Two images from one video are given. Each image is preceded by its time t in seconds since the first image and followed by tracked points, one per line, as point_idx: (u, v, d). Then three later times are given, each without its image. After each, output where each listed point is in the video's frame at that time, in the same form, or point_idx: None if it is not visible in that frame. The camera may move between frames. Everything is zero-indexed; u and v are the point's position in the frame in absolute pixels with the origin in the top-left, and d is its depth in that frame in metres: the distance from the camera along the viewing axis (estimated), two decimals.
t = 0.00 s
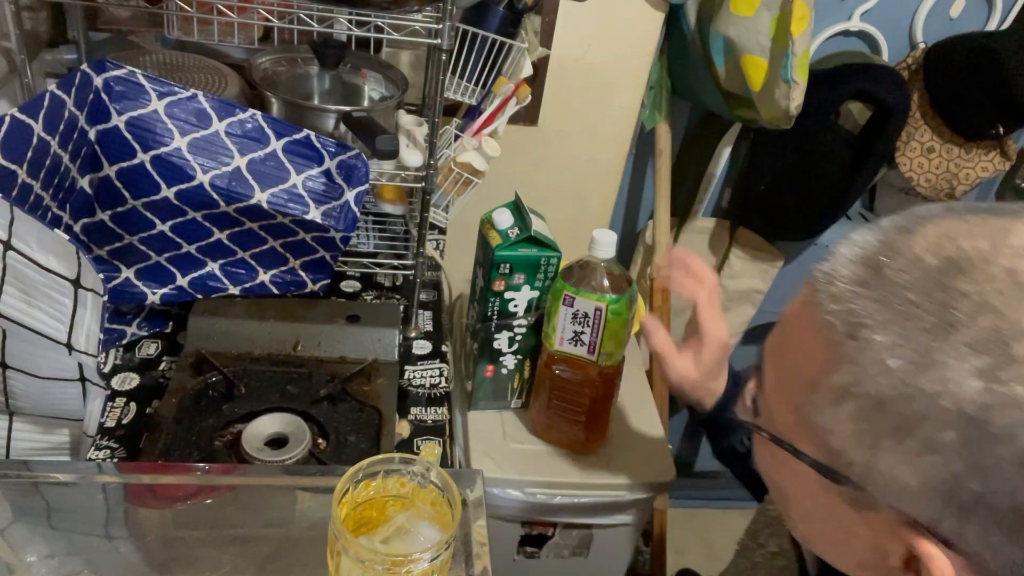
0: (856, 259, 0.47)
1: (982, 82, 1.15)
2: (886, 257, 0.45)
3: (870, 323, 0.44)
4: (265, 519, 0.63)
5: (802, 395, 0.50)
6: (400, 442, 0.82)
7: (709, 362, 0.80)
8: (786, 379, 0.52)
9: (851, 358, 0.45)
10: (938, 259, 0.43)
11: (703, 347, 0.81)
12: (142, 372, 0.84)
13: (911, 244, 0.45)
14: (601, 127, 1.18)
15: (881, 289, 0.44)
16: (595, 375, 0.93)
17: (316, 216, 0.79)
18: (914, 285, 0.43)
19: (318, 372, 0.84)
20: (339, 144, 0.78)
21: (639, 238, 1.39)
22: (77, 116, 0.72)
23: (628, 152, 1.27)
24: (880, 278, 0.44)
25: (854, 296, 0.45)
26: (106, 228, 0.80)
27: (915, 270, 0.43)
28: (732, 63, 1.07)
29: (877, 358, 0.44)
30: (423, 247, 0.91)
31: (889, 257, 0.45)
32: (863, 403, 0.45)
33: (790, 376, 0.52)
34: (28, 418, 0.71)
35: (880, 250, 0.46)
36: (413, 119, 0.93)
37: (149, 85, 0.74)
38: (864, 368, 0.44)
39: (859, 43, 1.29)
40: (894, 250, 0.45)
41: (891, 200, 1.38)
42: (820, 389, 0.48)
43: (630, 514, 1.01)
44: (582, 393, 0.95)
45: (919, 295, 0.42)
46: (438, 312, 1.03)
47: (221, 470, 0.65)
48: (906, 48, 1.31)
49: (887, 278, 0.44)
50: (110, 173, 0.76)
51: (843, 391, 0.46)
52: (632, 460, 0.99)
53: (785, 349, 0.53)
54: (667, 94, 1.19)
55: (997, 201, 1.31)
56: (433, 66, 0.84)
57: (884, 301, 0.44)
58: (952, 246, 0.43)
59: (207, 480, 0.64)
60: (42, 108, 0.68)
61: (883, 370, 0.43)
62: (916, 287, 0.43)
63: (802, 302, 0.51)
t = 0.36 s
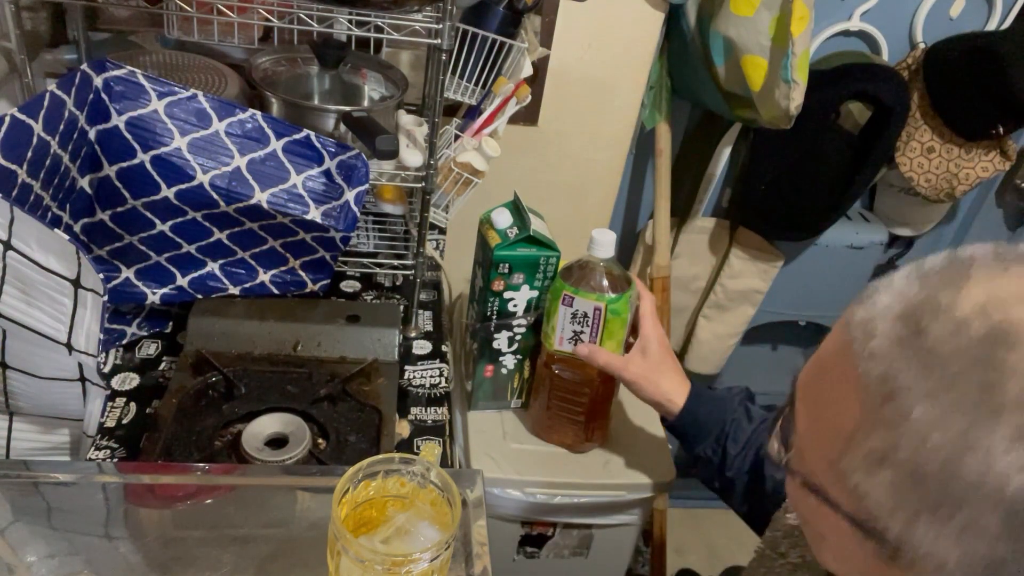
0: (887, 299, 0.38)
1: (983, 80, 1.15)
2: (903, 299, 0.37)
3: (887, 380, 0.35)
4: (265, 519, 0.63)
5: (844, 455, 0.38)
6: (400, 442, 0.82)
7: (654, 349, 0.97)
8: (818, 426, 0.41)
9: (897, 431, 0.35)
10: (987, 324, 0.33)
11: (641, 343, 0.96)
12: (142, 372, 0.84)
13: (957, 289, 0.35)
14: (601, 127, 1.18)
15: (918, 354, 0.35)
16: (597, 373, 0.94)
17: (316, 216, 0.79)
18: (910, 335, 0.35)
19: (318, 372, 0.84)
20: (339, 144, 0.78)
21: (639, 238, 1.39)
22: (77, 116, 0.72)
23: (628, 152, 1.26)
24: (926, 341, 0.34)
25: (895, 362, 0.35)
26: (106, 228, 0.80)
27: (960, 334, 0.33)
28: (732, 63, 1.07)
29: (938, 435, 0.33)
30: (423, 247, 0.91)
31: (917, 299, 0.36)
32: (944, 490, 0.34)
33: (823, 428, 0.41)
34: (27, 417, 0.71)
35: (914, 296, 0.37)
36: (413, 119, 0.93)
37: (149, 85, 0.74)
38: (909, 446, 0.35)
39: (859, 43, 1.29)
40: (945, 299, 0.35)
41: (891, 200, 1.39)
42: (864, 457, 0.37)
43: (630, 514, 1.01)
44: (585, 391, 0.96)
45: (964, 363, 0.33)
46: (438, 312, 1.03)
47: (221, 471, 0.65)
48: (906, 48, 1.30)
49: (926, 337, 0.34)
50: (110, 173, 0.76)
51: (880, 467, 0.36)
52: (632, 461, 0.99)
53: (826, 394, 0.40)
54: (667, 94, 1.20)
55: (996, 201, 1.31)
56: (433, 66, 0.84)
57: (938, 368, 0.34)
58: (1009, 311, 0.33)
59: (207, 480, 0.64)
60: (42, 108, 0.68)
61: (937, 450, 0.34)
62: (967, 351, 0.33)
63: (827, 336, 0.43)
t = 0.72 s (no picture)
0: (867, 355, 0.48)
1: (984, 80, 1.15)
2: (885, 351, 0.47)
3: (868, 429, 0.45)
4: (265, 519, 0.63)
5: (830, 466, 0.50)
6: (400, 443, 0.82)
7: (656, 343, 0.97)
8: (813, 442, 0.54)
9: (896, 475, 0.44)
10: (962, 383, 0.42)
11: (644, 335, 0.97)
12: (142, 372, 0.84)
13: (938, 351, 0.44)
14: (602, 127, 1.18)
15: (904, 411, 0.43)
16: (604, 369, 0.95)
17: (316, 216, 0.79)
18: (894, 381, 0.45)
19: (318, 372, 0.84)
20: (339, 144, 0.78)
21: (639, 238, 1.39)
22: (77, 117, 0.72)
23: (628, 152, 1.26)
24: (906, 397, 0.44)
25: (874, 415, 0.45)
26: (106, 228, 0.80)
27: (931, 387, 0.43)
28: (732, 63, 1.07)
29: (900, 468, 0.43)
30: (423, 246, 0.91)
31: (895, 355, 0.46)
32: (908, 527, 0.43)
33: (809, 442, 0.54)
34: (27, 417, 0.71)
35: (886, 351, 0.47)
36: (413, 119, 0.93)
37: (149, 85, 0.74)
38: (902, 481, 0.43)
39: (859, 43, 1.29)
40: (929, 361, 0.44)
41: (891, 200, 1.39)
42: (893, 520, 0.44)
43: (630, 514, 1.01)
44: (589, 388, 0.96)
45: (947, 427, 0.41)
46: (437, 312, 1.03)
47: (221, 471, 0.66)
48: (906, 48, 1.31)
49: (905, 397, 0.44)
50: (110, 173, 0.76)
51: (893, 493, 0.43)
52: (632, 461, 0.99)
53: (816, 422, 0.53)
54: (667, 94, 1.20)
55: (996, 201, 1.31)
56: (433, 66, 0.84)
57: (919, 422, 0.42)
58: (981, 372, 0.41)
59: (207, 480, 0.65)
60: (42, 108, 0.68)
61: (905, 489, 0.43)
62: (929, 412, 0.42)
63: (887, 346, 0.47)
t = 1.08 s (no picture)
0: (891, 326, 0.47)
1: (984, 80, 1.15)
2: (907, 312, 0.47)
3: (935, 400, 0.43)
4: (265, 519, 0.63)
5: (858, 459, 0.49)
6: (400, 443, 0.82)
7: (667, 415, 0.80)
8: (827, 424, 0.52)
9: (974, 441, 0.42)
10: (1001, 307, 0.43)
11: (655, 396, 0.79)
12: (142, 372, 0.84)
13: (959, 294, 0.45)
14: (602, 127, 1.18)
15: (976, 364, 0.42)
16: (603, 370, 0.95)
17: (316, 216, 0.79)
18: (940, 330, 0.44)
19: (318, 372, 0.84)
20: (339, 144, 0.78)
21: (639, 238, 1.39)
22: (77, 116, 0.72)
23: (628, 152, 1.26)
24: (969, 342, 0.43)
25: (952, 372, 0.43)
26: (106, 227, 0.80)
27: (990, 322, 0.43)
28: (732, 63, 1.08)
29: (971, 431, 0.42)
30: (423, 246, 0.91)
31: (931, 311, 0.45)
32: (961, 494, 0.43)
33: (823, 425, 0.52)
34: (28, 417, 0.70)
35: (903, 316, 0.47)
36: (413, 119, 0.93)
37: (149, 85, 0.73)
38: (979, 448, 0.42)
39: (859, 43, 1.29)
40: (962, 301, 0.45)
41: (891, 200, 1.39)
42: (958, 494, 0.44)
43: (631, 513, 1.01)
44: (586, 390, 0.95)
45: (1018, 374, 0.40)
46: (438, 312, 1.03)
47: (221, 470, 0.65)
48: (906, 48, 1.31)
49: (969, 342, 0.43)
50: (110, 173, 0.76)
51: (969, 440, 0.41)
52: (632, 461, 0.99)
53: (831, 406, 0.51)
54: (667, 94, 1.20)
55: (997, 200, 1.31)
56: (433, 66, 0.84)
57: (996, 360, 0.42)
58: None
59: (207, 480, 0.64)
60: (42, 108, 0.68)
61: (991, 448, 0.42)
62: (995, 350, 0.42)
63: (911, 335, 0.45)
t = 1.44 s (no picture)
0: (906, 335, 0.40)
1: (985, 81, 1.15)
2: (923, 322, 0.40)
3: (952, 420, 0.37)
4: (266, 519, 0.63)
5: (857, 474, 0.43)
6: (400, 443, 0.82)
7: (571, 419, 0.77)
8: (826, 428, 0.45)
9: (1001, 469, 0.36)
10: None
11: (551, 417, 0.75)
12: (142, 372, 0.84)
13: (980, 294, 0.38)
14: (602, 126, 1.18)
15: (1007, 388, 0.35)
16: (604, 370, 0.95)
17: (316, 216, 0.79)
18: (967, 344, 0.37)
19: (318, 372, 0.84)
20: (339, 144, 0.78)
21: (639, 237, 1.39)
22: (77, 116, 0.72)
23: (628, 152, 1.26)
24: (997, 363, 0.36)
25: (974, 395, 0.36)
26: (106, 227, 0.80)
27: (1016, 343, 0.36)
28: (732, 63, 1.08)
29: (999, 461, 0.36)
30: (423, 246, 0.91)
31: (952, 323, 0.38)
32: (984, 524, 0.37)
33: (826, 433, 0.45)
34: (28, 418, 0.71)
35: (918, 324, 0.40)
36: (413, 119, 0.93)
37: (149, 85, 0.73)
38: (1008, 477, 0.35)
39: (859, 43, 1.29)
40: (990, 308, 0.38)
41: (890, 200, 1.39)
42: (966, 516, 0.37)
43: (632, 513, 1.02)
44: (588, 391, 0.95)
45: None
46: (437, 312, 1.03)
47: (221, 471, 0.66)
48: (906, 48, 1.31)
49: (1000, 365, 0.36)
50: (110, 173, 0.76)
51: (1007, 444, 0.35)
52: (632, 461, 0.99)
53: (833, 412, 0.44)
54: (667, 94, 1.20)
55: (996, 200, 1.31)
56: (433, 66, 0.84)
57: None
58: None
59: (207, 480, 0.65)
60: (42, 107, 0.67)
61: None
62: None
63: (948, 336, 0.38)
